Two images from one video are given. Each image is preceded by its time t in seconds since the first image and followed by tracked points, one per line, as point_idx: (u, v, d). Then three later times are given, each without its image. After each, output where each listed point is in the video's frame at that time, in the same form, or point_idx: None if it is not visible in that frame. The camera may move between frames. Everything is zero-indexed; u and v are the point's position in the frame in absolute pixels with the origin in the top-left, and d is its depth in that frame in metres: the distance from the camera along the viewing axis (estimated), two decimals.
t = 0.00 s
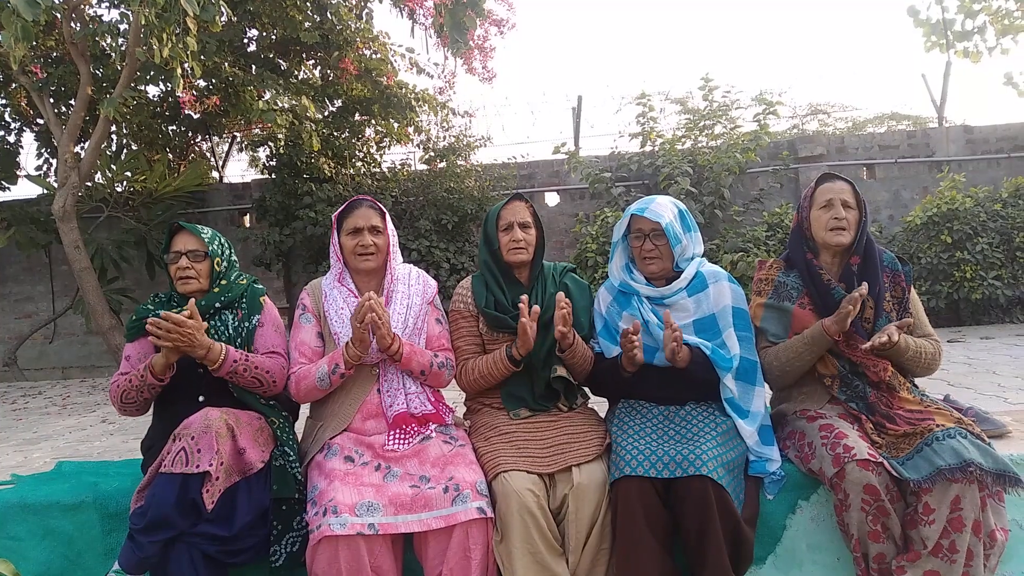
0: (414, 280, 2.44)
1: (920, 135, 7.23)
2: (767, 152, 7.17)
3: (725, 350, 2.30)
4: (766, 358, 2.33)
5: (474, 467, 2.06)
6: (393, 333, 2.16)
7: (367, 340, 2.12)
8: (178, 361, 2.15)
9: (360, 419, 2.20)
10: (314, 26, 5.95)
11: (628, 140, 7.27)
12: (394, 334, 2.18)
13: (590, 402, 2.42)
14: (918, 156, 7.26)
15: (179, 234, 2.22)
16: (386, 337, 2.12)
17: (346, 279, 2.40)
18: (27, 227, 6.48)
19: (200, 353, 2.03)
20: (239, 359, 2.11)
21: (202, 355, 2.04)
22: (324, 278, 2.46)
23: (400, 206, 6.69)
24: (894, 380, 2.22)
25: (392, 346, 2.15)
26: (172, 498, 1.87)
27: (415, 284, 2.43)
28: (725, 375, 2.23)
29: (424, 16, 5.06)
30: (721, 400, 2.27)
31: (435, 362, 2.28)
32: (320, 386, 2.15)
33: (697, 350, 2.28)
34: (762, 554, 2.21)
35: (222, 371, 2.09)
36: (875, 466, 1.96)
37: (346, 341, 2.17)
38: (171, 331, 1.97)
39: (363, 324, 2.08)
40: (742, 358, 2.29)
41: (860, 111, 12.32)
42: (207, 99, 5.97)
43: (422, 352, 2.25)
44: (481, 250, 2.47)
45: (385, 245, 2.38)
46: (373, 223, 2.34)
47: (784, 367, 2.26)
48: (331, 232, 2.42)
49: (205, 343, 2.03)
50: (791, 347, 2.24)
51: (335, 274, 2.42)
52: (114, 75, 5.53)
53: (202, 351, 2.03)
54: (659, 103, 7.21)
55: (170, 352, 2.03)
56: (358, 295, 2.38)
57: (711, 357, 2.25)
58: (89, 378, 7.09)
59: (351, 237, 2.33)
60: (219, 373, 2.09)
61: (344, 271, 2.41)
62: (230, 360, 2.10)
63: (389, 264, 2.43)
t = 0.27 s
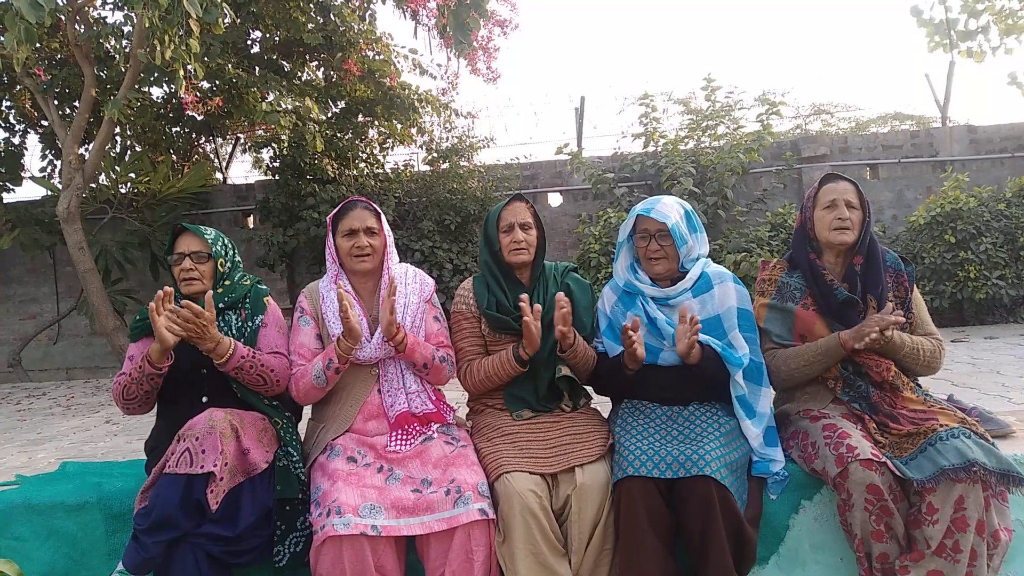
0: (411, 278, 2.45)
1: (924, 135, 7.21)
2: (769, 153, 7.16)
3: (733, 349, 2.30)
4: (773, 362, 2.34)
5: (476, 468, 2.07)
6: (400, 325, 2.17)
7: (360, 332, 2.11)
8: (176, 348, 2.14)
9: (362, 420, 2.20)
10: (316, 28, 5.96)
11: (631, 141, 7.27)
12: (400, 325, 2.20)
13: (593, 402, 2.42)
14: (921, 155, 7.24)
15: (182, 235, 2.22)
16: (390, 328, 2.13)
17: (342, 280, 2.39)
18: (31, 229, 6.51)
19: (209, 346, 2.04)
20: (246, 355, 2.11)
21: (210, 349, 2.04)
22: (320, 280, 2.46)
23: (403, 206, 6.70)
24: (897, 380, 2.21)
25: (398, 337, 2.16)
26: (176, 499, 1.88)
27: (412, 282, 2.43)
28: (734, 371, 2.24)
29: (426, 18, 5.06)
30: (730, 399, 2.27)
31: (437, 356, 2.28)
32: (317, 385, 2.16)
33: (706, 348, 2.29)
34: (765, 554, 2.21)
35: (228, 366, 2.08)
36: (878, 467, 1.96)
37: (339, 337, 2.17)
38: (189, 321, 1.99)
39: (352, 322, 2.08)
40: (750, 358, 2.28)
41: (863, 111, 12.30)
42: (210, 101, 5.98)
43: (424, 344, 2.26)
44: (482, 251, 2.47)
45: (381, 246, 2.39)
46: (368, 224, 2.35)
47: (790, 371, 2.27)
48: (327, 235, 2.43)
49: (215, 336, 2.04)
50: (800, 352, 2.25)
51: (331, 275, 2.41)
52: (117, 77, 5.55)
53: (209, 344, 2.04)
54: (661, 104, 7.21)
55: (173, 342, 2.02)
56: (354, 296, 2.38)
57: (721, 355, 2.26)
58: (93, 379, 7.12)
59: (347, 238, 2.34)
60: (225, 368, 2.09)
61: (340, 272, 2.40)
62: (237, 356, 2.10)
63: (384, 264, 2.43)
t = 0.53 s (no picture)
0: (410, 278, 2.45)
1: (924, 135, 7.21)
2: (770, 153, 7.15)
3: (723, 353, 2.30)
4: (772, 364, 2.33)
5: (476, 468, 2.07)
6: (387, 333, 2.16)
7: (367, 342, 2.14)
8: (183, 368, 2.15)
9: (361, 420, 2.20)
10: (317, 27, 5.96)
11: (631, 140, 7.27)
12: (387, 334, 2.18)
13: (593, 402, 2.41)
14: (921, 156, 7.24)
15: (179, 235, 2.22)
16: (379, 339, 2.13)
17: (342, 280, 2.40)
18: (31, 228, 6.50)
19: (201, 361, 2.03)
20: (239, 364, 2.11)
21: (203, 362, 2.04)
22: (321, 279, 2.46)
23: (403, 206, 6.70)
24: (896, 380, 2.21)
25: (387, 346, 2.15)
26: (175, 498, 1.88)
27: (411, 283, 2.43)
28: (723, 381, 2.23)
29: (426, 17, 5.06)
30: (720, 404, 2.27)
31: (431, 359, 2.28)
32: (320, 387, 2.16)
33: (694, 355, 2.28)
34: (765, 554, 2.21)
35: (223, 376, 2.09)
36: (878, 467, 1.96)
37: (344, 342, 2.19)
38: (171, 341, 1.97)
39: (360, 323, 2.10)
40: (740, 361, 2.28)
41: (863, 111, 12.29)
42: (210, 99, 5.98)
43: (417, 350, 2.25)
44: (488, 249, 2.47)
45: (380, 245, 2.39)
46: (367, 223, 2.35)
47: (787, 372, 2.28)
48: (327, 234, 2.43)
49: (206, 350, 2.03)
50: (798, 355, 2.25)
51: (330, 275, 2.42)
52: (117, 75, 5.55)
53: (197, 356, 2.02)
54: (661, 103, 7.21)
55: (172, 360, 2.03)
56: (354, 295, 2.39)
57: (708, 364, 2.25)
58: (92, 378, 7.11)
59: (347, 238, 2.33)
60: (221, 378, 2.10)
61: (339, 271, 2.41)
62: (230, 366, 2.10)
63: (384, 264, 2.43)
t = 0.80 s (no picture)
0: (415, 278, 2.45)
1: (922, 134, 7.22)
2: (768, 152, 7.16)
3: (732, 349, 2.29)
4: (767, 358, 2.33)
5: (475, 466, 2.07)
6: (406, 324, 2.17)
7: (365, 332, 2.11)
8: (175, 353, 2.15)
9: (361, 418, 2.20)
10: (315, 25, 5.96)
11: (630, 140, 7.27)
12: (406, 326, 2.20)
13: (592, 401, 2.41)
14: (920, 155, 7.25)
15: (175, 236, 2.22)
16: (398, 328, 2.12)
17: (347, 277, 2.39)
18: (29, 227, 6.50)
19: (203, 349, 2.03)
20: (240, 356, 2.11)
21: (204, 352, 2.04)
22: (325, 276, 2.45)
23: (401, 204, 6.69)
24: (896, 379, 2.21)
25: (404, 335, 2.16)
26: (174, 498, 1.88)
27: (416, 283, 2.43)
28: (734, 372, 2.24)
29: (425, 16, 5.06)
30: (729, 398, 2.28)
31: (441, 357, 2.29)
32: (320, 381, 2.16)
33: (705, 349, 2.29)
34: (764, 553, 2.21)
35: (223, 368, 2.09)
36: (877, 466, 1.96)
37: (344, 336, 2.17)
38: (176, 325, 1.98)
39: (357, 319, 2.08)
40: (749, 358, 2.28)
41: (862, 110, 12.30)
42: (209, 98, 5.97)
43: (429, 345, 2.26)
44: (494, 246, 2.47)
45: (386, 245, 2.39)
46: (375, 221, 2.35)
47: (786, 368, 2.27)
48: (333, 231, 2.43)
49: (208, 338, 2.04)
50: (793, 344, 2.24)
51: (336, 272, 2.41)
52: (115, 74, 5.54)
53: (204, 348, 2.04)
54: (660, 103, 7.21)
55: (171, 347, 2.03)
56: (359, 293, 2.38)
57: (719, 355, 2.27)
58: (90, 377, 7.10)
59: (353, 236, 2.34)
60: (221, 370, 2.09)
61: (345, 269, 2.40)
62: (231, 357, 2.09)
63: (390, 263, 2.43)
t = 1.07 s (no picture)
0: (422, 280, 2.45)
1: (922, 134, 7.23)
2: (768, 152, 7.16)
3: (724, 350, 2.30)
4: (767, 363, 2.34)
5: (476, 466, 2.07)
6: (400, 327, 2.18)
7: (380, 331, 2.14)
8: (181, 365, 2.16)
9: (363, 418, 2.20)
10: (315, 26, 5.96)
11: (630, 140, 7.28)
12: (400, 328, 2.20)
13: (593, 400, 2.41)
14: (920, 154, 7.25)
15: (174, 237, 2.22)
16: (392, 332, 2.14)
17: (356, 276, 2.40)
18: (29, 228, 6.50)
19: (197, 357, 2.03)
20: (235, 362, 2.11)
21: (198, 359, 2.05)
22: (332, 275, 2.45)
23: (402, 205, 6.69)
24: (895, 379, 2.21)
25: (398, 339, 2.16)
26: (174, 498, 1.88)
27: (423, 285, 2.43)
28: (723, 375, 2.23)
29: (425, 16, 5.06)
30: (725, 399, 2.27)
31: (439, 360, 2.29)
32: (329, 378, 2.16)
33: (694, 351, 2.28)
34: (764, 553, 2.21)
35: (219, 373, 2.10)
36: (877, 465, 1.96)
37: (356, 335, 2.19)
38: (168, 336, 1.97)
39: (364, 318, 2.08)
40: (741, 358, 2.28)
41: (862, 110, 12.29)
42: (209, 99, 5.96)
43: (426, 348, 2.26)
44: (491, 248, 2.47)
45: (396, 245, 2.39)
46: (384, 222, 2.35)
47: (785, 370, 2.27)
48: (342, 230, 2.43)
49: (201, 346, 2.03)
50: (794, 355, 2.26)
51: (344, 271, 2.41)
52: (115, 75, 5.55)
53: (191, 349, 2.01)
54: (660, 102, 7.21)
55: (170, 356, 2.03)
56: (367, 293, 2.39)
57: (706, 358, 2.26)
58: (91, 378, 7.10)
59: (363, 235, 2.34)
60: (217, 375, 2.10)
61: (354, 268, 2.40)
62: (226, 363, 2.10)
63: (397, 263, 2.42)
